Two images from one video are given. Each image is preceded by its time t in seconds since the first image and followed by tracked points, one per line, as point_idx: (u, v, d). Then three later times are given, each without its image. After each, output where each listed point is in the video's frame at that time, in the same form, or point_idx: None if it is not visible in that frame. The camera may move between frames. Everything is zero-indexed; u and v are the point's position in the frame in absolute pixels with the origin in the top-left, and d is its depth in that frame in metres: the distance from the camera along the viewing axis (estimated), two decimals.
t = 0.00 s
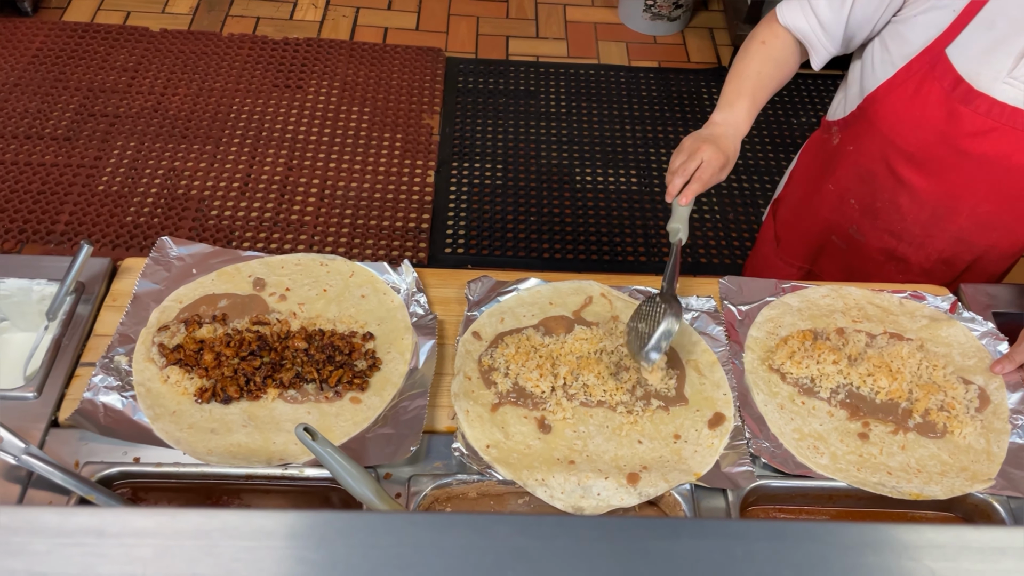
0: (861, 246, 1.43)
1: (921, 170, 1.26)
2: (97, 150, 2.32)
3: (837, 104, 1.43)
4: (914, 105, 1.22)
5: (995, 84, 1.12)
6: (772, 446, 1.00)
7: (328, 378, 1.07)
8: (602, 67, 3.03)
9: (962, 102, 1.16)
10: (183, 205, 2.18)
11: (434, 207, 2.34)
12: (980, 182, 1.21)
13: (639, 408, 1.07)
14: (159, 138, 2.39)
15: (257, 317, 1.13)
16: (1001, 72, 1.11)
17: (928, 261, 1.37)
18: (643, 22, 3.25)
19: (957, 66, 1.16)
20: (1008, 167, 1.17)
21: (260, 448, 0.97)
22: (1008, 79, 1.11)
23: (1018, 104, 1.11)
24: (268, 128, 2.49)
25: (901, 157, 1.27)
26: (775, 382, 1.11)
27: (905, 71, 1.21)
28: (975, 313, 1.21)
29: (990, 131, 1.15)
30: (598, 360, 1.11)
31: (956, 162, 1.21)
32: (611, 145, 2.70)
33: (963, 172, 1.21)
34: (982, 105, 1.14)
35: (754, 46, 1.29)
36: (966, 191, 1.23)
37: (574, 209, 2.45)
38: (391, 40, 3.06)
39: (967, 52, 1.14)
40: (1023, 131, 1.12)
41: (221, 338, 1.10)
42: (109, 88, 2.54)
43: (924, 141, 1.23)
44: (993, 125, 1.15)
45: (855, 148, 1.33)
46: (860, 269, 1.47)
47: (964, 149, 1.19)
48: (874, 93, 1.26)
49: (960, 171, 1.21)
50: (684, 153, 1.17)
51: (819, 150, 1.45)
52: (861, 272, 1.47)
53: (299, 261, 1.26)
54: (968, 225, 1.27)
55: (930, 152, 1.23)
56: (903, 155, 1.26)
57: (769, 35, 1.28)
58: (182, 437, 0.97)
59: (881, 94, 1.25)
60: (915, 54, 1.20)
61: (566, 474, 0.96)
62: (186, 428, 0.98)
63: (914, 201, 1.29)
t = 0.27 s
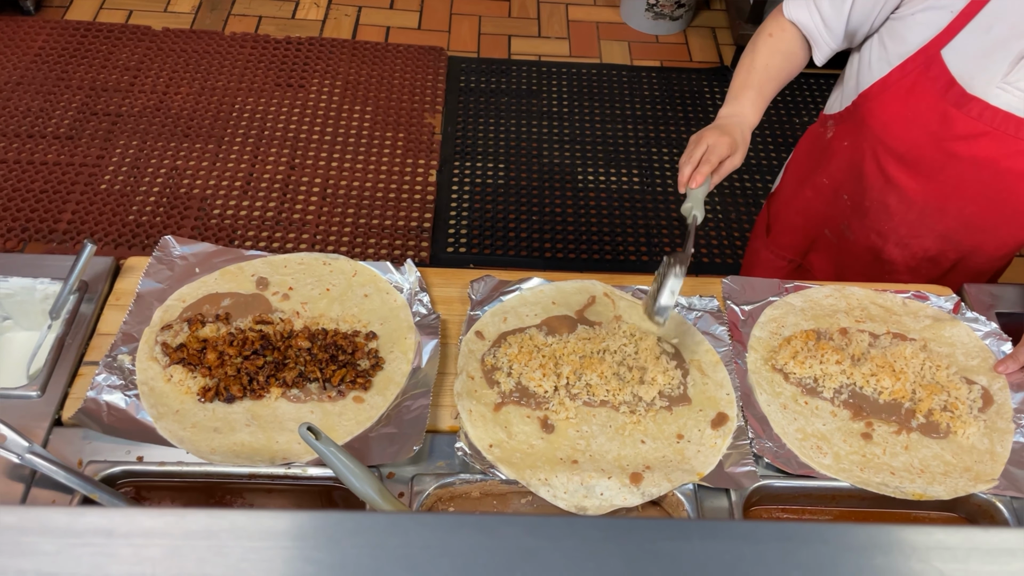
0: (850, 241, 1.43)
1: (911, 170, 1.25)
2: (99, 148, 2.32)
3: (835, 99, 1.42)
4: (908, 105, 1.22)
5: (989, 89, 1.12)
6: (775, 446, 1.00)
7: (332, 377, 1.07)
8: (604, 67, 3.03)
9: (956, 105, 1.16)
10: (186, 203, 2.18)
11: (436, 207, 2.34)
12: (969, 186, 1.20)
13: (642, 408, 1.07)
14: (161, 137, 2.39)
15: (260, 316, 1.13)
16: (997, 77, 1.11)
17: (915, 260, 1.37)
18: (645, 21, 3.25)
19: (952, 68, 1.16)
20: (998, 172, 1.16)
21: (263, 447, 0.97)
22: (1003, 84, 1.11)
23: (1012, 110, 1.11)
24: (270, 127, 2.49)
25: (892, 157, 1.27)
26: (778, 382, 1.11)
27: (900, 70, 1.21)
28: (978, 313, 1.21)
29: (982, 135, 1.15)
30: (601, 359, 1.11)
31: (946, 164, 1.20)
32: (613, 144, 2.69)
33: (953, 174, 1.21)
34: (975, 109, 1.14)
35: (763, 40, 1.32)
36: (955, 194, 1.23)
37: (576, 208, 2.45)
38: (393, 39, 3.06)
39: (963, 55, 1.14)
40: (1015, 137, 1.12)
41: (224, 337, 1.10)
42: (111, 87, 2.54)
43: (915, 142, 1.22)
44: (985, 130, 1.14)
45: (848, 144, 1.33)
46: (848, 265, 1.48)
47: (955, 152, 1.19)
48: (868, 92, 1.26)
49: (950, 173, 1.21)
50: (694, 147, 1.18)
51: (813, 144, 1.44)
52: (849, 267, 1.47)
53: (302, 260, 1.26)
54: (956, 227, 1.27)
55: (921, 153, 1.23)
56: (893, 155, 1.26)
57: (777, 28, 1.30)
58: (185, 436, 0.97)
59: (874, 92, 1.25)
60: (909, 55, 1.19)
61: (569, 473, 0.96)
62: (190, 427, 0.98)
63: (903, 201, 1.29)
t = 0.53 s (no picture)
0: (830, 258, 1.43)
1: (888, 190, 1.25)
2: (102, 148, 2.32)
3: (807, 117, 1.41)
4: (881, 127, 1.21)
5: (961, 109, 1.11)
6: (778, 447, 1.01)
7: (335, 377, 1.07)
8: (607, 66, 3.03)
9: (929, 127, 1.15)
10: (188, 203, 2.19)
11: (438, 206, 2.34)
12: (948, 202, 1.20)
13: (645, 408, 1.07)
14: (164, 136, 2.39)
15: (263, 316, 1.14)
16: (968, 96, 1.10)
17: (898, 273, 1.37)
18: (648, 21, 3.25)
19: (922, 90, 1.15)
20: (977, 188, 1.16)
21: (267, 447, 0.97)
22: (975, 103, 1.09)
23: (986, 129, 1.10)
24: (273, 127, 2.49)
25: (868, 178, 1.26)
26: (781, 382, 1.11)
27: (870, 93, 1.20)
28: (981, 314, 1.21)
29: (957, 155, 1.14)
30: (604, 359, 1.11)
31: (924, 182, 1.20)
32: (615, 144, 2.69)
33: (930, 192, 1.20)
34: (946, 129, 1.13)
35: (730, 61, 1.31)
36: (934, 210, 1.22)
37: (578, 208, 2.45)
38: (395, 38, 3.06)
39: (933, 75, 1.14)
40: (990, 155, 1.11)
41: (228, 337, 1.10)
42: (114, 87, 2.54)
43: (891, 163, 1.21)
44: (960, 149, 1.13)
45: (823, 167, 1.32)
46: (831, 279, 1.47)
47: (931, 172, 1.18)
48: (839, 115, 1.26)
49: (928, 191, 1.20)
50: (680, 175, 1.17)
51: (786, 165, 1.44)
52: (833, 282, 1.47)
53: (306, 260, 1.27)
54: (936, 243, 1.27)
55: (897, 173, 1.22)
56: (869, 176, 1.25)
57: (741, 50, 1.30)
58: (190, 435, 0.97)
59: (846, 115, 1.25)
60: (879, 75, 1.19)
61: (572, 474, 0.97)
62: (194, 426, 0.99)
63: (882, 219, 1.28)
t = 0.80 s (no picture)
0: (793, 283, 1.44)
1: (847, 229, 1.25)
2: (107, 146, 2.32)
3: (749, 164, 1.29)
4: (835, 185, 1.17)
5: (911, 158, 1.10)
6: (786, 446, 1.01)
7: (343, 375, 1.07)
8: (611, 65, 3.02)
9: (883, 183, 1.14)
10: (193, 201, 2.19)
11: (443, 205, 2.33)
12: (909, 232, 1.22)
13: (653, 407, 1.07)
14: (168, 135, 2.39)
15: (272, 314, 1.14)
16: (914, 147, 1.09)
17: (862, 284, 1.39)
18: (652, 20, 3.25)
19: (869, 150, 1.11)
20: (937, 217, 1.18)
21: (276, 445, 0.97)
22: (924, 151, 1.09)
23: (937, 170, 1.11)
24: (278, 125, 2.49)
25: (828, 224, 1.25)
26: (788, 382, 1.11)
27: (816, 161, 1.15)
28: (988, 313, 1.21)
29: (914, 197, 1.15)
30: (611, 358, 1.11)
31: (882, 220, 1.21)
32: (619, 144, 2.69)
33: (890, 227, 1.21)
34: (902, 182, 1.13)
35: (656, 190, 0.98)
36: (897, 238, 1.24)
37: (582, 207, 2.45)
38: (399, 37, 3.07)
39: (876, 135, 1.09)
40: (946, 192, 1.13)
41: (236, 335, 1.10)
42: (119, 85, 2.54)
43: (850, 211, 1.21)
44: (916, 193, 1.14)
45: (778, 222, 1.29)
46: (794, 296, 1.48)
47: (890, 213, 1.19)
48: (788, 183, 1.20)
49: (889, 227, 1.22)
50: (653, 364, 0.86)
51: (730, 209, 1.39)
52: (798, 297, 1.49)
53: (313, 258, 1.27)
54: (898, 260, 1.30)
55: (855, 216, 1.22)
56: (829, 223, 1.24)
57: (674, 172, 0.97)
58: (199, 433, 0.98)
59: (797, 182, 1.19)
60: (823, 143, 1.12)
61: (580, 472, 0.97)
62: (203, 424, 0.99)
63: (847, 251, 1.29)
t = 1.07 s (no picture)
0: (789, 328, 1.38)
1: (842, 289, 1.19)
2: (112, 144, 2.32)
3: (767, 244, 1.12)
4: (825, 259, 1.11)
5: (893, 205, 1.06)
6: (794, 446, 1.01)
7: (350, 374, 1.07)
8: (615, 64, 3.02)
9: (874, 245, 1.08)
10: (198, 200, 2.18)
11: (447, 204, 2.32)
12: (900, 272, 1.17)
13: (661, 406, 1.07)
14: (173, 133, 2.39)
15: (279, 312, 1.14)
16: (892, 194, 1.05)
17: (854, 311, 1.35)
18: (657, 19, 3.26)
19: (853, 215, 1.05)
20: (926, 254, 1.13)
21: (283, 443, 0.97)
22: (903, 195, 1.05)
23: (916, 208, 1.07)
24: (282, 124, 2.49)
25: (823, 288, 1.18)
26: (796, 382, 1.11)
27: (803, 236, 1.07)
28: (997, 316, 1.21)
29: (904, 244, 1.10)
30: (619, 358, 1.11)
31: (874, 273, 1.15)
32: (624, 143, 2.69)
33: (882, 275, 1.16)
34: (890, 237, 1.08)
35: (651, 364, 0.80)
36: (888, 280, 1.19)
37: (587, 206, 2.44)
38: (404, 35, 3.07)
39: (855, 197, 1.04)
40: (932, 227, 1.09)
41: (243, 333, 1.10)
42: (124, 84, 2.55)
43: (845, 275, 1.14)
44: (904, 239, 1.09)
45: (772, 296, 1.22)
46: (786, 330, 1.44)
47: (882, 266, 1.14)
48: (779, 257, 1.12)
49: (881, 276, 1.17)
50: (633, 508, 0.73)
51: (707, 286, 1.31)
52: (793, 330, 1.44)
53: (320, 257, 1.27)
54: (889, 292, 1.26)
55: (849, 278, 1.15)
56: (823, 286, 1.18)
57: (670, 342, 0.79)
58: (205, 432, 0.97)
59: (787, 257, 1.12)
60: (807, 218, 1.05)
61: (588, 472, 0.97)
62: (210, 423, 0.99)
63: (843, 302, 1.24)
